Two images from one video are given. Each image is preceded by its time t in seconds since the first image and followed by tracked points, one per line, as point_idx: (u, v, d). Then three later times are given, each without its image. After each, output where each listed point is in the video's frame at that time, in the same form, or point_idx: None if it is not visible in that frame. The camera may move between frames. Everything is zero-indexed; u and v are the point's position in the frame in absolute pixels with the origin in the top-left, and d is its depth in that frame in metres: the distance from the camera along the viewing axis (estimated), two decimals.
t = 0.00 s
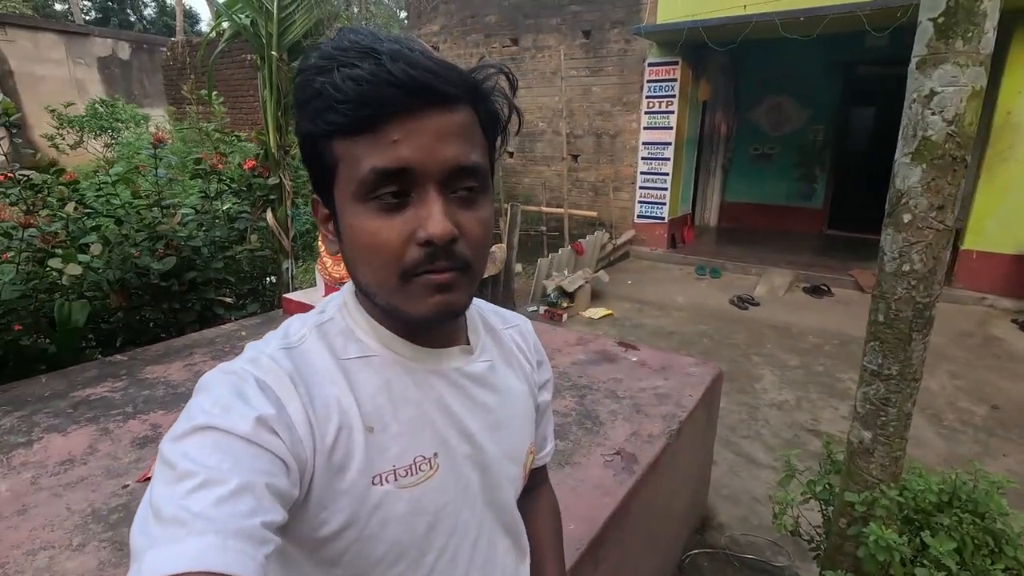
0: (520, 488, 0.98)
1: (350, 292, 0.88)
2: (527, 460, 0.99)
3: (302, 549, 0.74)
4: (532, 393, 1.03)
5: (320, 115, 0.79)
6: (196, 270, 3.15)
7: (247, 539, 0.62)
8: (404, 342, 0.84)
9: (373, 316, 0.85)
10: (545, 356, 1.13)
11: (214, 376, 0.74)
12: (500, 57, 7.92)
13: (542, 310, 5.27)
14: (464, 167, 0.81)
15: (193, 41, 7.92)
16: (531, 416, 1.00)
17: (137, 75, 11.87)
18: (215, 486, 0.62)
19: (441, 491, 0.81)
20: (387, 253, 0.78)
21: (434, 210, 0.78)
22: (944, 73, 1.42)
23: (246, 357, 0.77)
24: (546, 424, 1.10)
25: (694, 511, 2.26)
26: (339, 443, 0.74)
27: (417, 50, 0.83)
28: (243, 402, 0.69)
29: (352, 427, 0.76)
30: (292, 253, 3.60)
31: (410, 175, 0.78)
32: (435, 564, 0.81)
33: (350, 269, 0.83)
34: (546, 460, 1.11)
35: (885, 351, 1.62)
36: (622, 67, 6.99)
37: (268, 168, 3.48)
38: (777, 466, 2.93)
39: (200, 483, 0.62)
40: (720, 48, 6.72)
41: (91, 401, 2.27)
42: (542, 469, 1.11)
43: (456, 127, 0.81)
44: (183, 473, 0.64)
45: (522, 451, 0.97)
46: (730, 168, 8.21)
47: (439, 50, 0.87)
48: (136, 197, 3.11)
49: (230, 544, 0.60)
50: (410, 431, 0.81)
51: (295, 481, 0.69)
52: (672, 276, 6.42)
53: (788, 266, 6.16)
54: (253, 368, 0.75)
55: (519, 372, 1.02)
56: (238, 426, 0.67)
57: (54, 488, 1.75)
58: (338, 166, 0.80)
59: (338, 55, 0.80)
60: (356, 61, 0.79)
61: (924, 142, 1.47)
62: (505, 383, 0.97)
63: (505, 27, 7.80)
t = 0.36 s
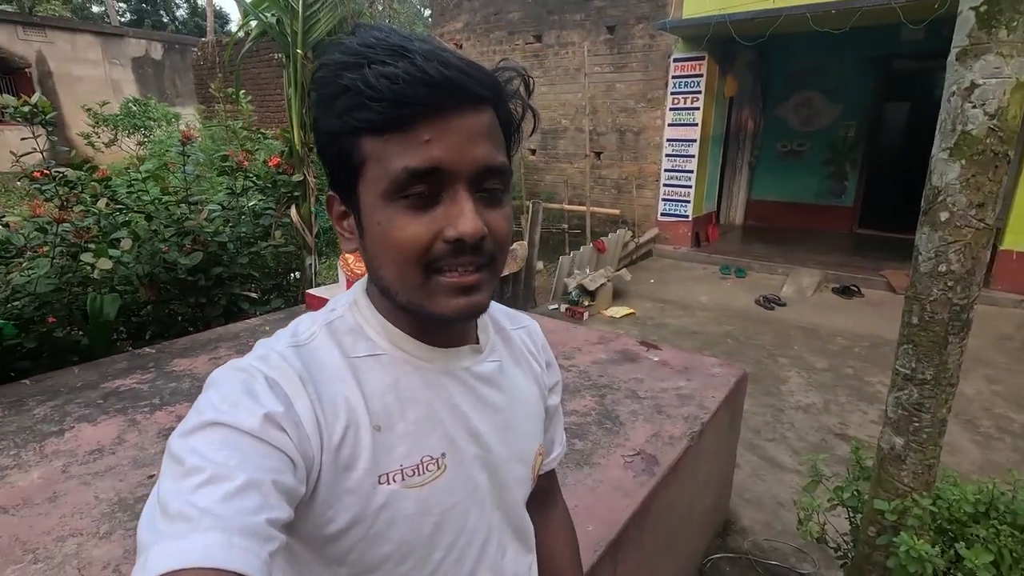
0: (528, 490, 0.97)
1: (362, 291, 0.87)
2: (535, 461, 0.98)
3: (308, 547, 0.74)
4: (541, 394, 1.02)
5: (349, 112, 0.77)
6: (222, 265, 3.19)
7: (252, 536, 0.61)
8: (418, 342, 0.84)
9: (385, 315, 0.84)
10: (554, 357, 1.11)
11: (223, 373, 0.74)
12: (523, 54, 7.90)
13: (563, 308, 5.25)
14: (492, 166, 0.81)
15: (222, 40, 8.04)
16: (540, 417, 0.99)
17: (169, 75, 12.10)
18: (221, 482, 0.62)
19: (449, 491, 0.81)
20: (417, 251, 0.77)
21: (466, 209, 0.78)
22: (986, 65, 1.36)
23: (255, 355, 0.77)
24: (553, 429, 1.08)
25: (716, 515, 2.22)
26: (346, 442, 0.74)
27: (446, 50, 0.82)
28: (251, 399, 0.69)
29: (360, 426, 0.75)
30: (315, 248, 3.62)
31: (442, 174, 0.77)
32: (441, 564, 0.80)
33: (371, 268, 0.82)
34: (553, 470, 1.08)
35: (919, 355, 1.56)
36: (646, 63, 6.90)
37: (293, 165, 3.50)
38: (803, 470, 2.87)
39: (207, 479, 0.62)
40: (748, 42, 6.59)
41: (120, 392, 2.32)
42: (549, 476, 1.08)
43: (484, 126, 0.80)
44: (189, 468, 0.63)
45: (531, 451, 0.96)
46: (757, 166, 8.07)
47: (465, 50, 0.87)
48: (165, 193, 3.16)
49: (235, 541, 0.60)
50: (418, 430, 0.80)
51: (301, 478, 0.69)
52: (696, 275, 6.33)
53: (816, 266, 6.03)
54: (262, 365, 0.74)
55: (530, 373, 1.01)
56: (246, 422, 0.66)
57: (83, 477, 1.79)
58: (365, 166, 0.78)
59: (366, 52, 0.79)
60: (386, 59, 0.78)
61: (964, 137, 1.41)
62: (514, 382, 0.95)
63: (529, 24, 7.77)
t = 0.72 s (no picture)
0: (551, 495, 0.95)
1: (384, 292, 0.86)
2: (557, 465, 0.96)
3: (330, 546, 0.74)
4: (563, 397, 1.00)
5: (353, 123, 0.78)
6: (243, 263, 3.21)
7: (278, 534, 0.61)
8: (436, 343, 0.82)
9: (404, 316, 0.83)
10: (577, 357, 1.09)
11: (250, 371, 0.74)
12: (543, 52, 7.86)
13: (581, 308, 5.22)
14: (496, 175, 0.78)
15: (245, 39, 8.12)
16: (562, 420, 0.97)
17: (194, 74, 12.24)
18: (248, 480, 0.62)
19: (469, 494, 0.79)
20: (418, 262, 0.76)
21: (463, 222, 0.75)
22: None
23: (281, 353, 0.77)
24: (575, 428, 1.06)
25: (738, 521, 2.19)
26: (369, 442, 0.73)
27: (451, 55, 0.80)
28: (277, 398, 0.69)
29: (381, 427, 0.75)
30: (334, 246, 3.63)
31: (439, 187, 0.75)
32: (462, 567, 0.79)
33: (383, 274, 0.82)
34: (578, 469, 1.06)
35: (956, 362, 1.51)
36: (668, 59, 6.83)
37: (313, 163, 3.51)
38: (827, 477, 2.81)
39: (235, 477, 0.62)
40: (772, 38, 6.48)
41: (144, 387, 2.35)
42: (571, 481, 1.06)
43: (489, 134, 0.78)
44: (218, 466, 0.64)
45: (552, 456, 0.94)
46: (780, 164, 7.95)
47: (474, 52, 0.84)
48: (188, 191, 3.19)
49: (260, 538, 0.60)
50: (440, 432, 0.79)
51: (326, 477, 0.69)
52: (716, 275, 6.25)
53: (841, 266, 5.91)
54: (288, 365, 0.74)
55: (552, 377, 0.99)
56: (272, 421, 0.66)
57: (108, 471, 1.81)
58: (370, 175, 0.79)
59: (370, 62, 0.79)
60: (388, 69, 0.77)
61: (1008, 135, 1.36)
62: (533, 385, 0.94)
63: (549, 21, 7.73)
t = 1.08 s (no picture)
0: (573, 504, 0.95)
1: (414, 295, 0.87)
2: (580, 475, 0.95)
3: (356, 544, 0.74)
4: (588, 406, 0.99)
5: (399, 126, 0.77)
6: (264, 261, 3.23)
7: (303, 532, 0.62)
8: (462, 347, 0.83)
9: (434, 321, 0.83)
10: (603, 364, 1.08)
11: (281, 370, 0.76)
12: (562, 50, 7.83)
13: (599, 308, 5.19)
14: (538, 183, 0.77)
15: (266, 39, 8.21)
16: (586, 428, 0.96)
17: (217, 74, 12.40)
18: (276, 477, 0.63)
19: (492, 498, 0.80)
20: (458, 267, 0.75)
21: (505, 227, 0.75)
22: None
23: (311, 353, 0.78)
24: (606, 442, 1.04)
25: (759, 527, 2.15)
26: (394, 443, 0.74)
27: (498, 64, 0.79)
28: (306, 396, 0.71)
29: (407, 428, 0.76)
30: (353, 245, 3.65)
31: (483, 192, 0.74)
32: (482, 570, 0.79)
33: (418, 278, 0.81)
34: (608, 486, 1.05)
35: (991, 371, 1.46)
36: (689, 56, 6.74)
37: (333, 163, 3.52)
38: (851, 484, 2.75)
39: (264, 472, 0.64)
40: (797, 34, 6.37)
41: (167, 383, 2.39)
42: (601, 496, 1.04)
43: (534, 142, 0.77)
44: (247, 461, 0.65)
45: (576, 464, 0.93)
46: (803, 162, 7.82)
47: (519, 61, 0.84)
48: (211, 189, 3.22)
49: (286, 535, 0.61)
50: (463, 435, 0.79)
51: (351, 477, 0.70)
52: (737, 275, 6.17)
53: (866, 267, 5.79)
54: (317, 365, 0.75)
55: (577, 385, 0.98)
56: (302, 418, 0.68)
57: (132, 467, 1.84)
58: (412, 178, 0.78)
59: (418, 66, 0.78)
60: (437, 74, 0.77)
61: None
62: (558, 391, 0.93)
63: (568, 18, 7.69)
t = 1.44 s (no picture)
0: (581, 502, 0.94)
1: (421, 291, 0.86)
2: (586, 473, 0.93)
3: (365, 537, 0.74)
4: (594, 403, 0.98)
5: (405, 119, 0.77)
6: (276, 257, 3.24)
7: (312, 525, 0.62)
8: (468, 342, 0.82)
9: (441, 316, 0.83)
10: (609, 362, 1.07)
11: (289, 365, 0.75)
12: (575, 46, 7.79)
13: (610, 305, 5.17)
14: (542, 176, 0.76)
15: (279, 36, 8.25)
16: (592, 425, 0.95)
17: (232, 72, 12.47)
18: (284, 470, 0.63)
19: (498, 493, 0.79)
20: (462, 259, 0.74)
21: (508, 219, 0.73)
22: None
23: (319, 348, 0.78)
24: (614, 439, 1.02)
25: (769, 527, 2.13)
26: (401, 438, 0.74)
27: (504, 57, 0.78)
28: (314, 390, 0.70)
29: (414, 423, 0.75)
30: (364, 242, 3.65)
31: (487, 183, 0.73)
32: (488, 564, 0.79)
33: (422, 271, 0.80)
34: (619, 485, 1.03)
35: (1010, 372, 1.43)
36: (702, 51, 6.68)
37: (344, 159, 3.53)
38: (864, 484, 2.72)
39: (272, 466, 0.63)
40: (813, 28, 6.28)
41: (180, 377, 2.41)
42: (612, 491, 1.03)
43: (538, 135, 0.76)
44: (256, 454, 0.65)
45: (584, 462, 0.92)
46: (818, 159, 7.73)
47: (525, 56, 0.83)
48: (224, 186, 3.24)
49: (293, 528, 0.60)
50: (470, 430, 0.79)
51: (358, 471, 0.69)
52: (750, 273, 6.11)
53: (882, 266, 5.71)
54: (325, 359, 0.75)
55: (582, 383, 0.97)
56: (309, 413, 0.67)
57: (144, 459, 1.86)
58: (418, 170, 0.77)
59: (425, 60, 0.77)
60: (443, 67, 0.76)
61: None
62: (564, 388, 0.92)
63: (580, 14, 7.65)
